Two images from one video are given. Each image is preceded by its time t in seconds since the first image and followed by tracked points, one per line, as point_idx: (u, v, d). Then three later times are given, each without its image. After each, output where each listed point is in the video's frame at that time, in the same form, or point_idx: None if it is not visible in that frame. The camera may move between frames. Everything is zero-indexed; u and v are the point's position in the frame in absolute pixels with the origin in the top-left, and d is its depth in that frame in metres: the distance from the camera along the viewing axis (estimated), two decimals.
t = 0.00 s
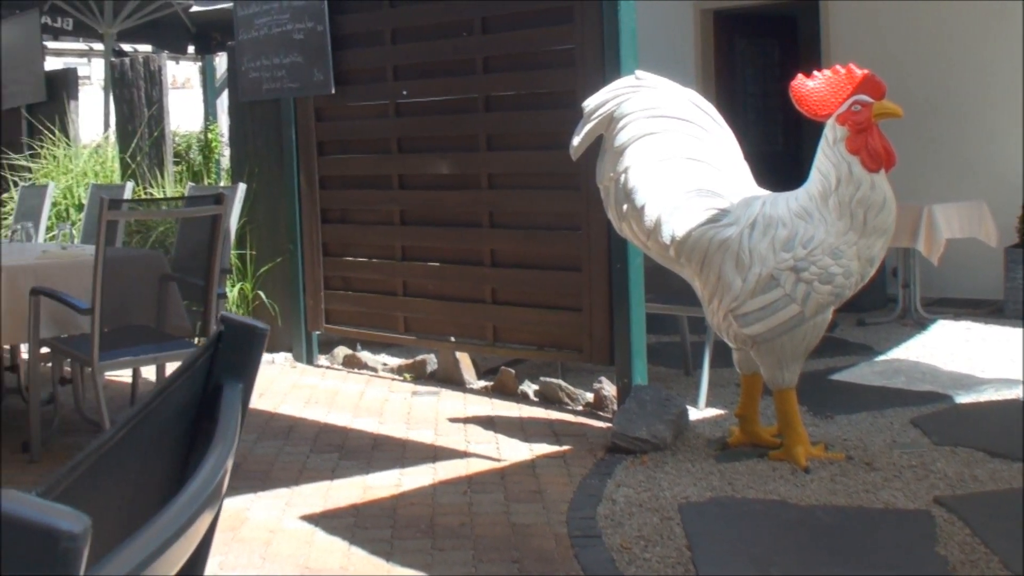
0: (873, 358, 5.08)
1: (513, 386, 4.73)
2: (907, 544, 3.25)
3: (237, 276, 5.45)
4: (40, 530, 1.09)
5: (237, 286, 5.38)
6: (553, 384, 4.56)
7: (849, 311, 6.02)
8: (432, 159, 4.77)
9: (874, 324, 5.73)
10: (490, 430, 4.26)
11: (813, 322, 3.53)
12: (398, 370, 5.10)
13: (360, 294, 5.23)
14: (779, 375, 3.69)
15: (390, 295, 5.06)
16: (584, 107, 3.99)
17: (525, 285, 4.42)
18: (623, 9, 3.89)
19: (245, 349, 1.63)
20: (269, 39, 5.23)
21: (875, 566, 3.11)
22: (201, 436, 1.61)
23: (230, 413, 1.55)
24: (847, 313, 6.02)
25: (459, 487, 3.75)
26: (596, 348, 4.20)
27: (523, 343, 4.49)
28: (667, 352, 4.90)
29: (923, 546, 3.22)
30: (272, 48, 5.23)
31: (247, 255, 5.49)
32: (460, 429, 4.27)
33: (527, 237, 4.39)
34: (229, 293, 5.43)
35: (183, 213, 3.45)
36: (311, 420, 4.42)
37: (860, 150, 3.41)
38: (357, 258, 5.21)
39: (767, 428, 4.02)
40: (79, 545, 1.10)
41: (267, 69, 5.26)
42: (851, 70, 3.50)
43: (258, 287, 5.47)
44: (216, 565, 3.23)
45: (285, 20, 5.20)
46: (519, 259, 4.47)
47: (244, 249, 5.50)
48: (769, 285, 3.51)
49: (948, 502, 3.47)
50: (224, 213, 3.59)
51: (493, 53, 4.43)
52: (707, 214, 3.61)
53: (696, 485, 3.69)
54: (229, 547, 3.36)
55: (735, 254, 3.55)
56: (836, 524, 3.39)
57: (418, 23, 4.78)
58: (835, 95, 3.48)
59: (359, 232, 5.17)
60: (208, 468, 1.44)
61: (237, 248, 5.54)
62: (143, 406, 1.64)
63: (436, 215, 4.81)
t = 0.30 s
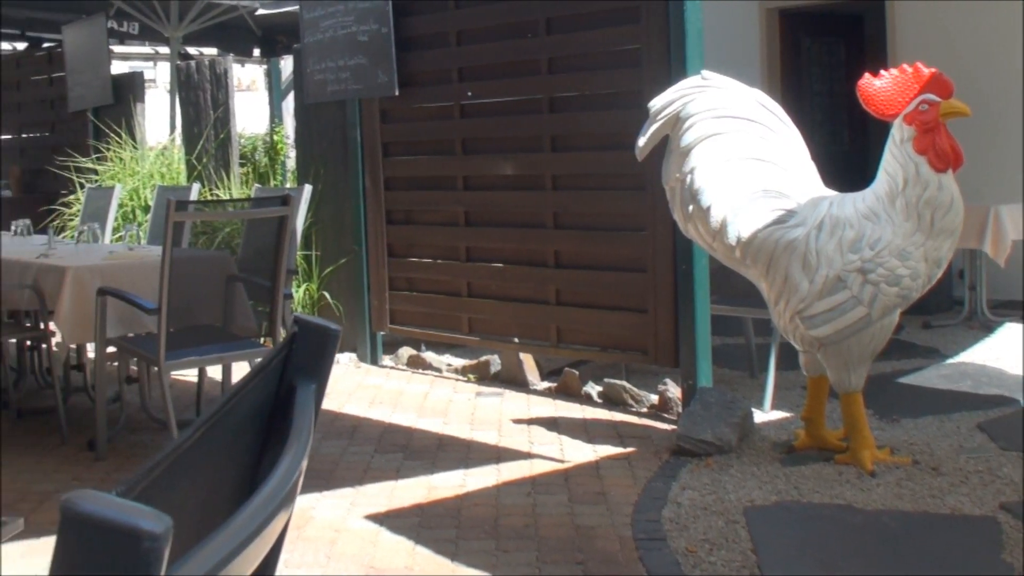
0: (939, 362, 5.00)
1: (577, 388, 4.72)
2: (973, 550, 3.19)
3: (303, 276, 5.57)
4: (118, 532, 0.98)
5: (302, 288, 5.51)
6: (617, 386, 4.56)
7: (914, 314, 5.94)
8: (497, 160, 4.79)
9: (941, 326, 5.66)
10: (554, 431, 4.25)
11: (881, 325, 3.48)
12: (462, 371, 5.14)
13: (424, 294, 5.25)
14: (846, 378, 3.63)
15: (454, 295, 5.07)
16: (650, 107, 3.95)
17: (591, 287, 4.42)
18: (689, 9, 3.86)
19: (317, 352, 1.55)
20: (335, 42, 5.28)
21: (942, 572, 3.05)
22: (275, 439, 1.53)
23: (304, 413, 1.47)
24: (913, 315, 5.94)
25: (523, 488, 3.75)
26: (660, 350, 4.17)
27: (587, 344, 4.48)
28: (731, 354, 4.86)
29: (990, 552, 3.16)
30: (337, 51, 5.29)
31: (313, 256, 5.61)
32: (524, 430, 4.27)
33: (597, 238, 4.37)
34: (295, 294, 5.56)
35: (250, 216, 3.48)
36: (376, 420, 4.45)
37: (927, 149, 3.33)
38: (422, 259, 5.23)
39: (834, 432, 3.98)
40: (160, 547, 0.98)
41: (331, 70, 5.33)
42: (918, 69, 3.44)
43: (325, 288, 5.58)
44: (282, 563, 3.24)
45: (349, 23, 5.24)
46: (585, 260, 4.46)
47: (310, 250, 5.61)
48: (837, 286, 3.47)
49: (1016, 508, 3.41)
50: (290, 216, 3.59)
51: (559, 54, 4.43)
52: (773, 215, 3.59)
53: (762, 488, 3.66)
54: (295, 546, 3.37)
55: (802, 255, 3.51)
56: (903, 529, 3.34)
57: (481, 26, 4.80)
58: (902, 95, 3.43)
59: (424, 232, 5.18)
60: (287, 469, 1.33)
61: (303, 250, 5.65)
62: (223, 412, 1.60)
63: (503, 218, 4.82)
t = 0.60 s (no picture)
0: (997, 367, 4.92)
1: (633, 389, 4.69)
2: None
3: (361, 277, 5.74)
4: (197, 540, 0.75)
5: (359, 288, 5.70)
6: (674, 387, 4.54)
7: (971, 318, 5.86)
8: (554, 161, 4.79)
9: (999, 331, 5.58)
10: (610, 433, 4.24)
11: (940, 329, 3.42)
12: (517, 371, 5.15)
13: (479, 295, 5.25)
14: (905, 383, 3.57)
15: (510, 296, 5.08)
16: (709, 108, 3.93)
17: (647, 288, 4.42)
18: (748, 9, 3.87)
19: (382, 349, 1.23)
20: (393, 43, 5.36)
21: None
22: (335, 454, 1.22)
23: (366, 417, 1.16)
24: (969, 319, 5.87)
25: (579, 489, 3.74)
26: (717, 352, 4.16)
27: (642, 345, 4.49)
28: (790, 357, 4.82)
29: None
30: (395, 52, 5.35)
31: (370, 256, 5.75)
32: (579, 431, 4.26)
33: (657, 240, 4.37)
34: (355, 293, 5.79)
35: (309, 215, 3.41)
36: (432, 420, 4.49)
37: (987, 150, 3.26)
38: (478, 260, 5.23)
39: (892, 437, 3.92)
40: (235, 548, 0.75)
41: (388, 71, 5.38)
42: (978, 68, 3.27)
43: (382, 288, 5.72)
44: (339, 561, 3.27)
45: (408, 24, 5.31)
46: (644, 261, 4.46)
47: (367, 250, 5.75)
48: (895, 290, 3.43)
49: None
50: (348, 216, 3.46)
51: (616, 54, 4.45)
52: (833, 217, 3.55)
53: (819, 493, 3.63)
54: (352, 544, 3.39)
55: (861, 258, 3.48)
56: (961, 536, 3.28)
57: (539, 26, 4.82)
58: (962, 96, 3.29)
59: (481, 233, 5.19)
60: (352, 470, 1.04)
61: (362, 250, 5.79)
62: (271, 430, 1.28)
63: (562, 218, 4.81)
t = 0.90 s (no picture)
0: None
1: (694, 392, 4.71)
2: None
3: (423, 276, 5.88)
4: (278, 537, 0.93)
5: (422, 288, 5.83)
6: (736, 391, 4.53)
7: None
8: (618, 163, 4.88)
9: None
10: (671, 436, 4.24)
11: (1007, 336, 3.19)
12: (577, 373, 5.23)
13: (541, 296, 5.34)
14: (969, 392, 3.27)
15: (571, 297, 5.18)
16: (773, 109, 4.01)
17: (710, 292, 4.50)
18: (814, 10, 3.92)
19: (450, 356, 1.42)
20: (455, 46, 5.48)
21: None
22: (411, 444, 1.44)
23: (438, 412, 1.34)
24: None
25: (639, 493, 3.73)
26: (778, 354, 4.24)
27: (705, 348, 4.57)
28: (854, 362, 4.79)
29: None
30: (459, 55, 5.46)
31: (432, 257, 5.88)
32: (640, 434, 4.26)
33: (723, 244, 4.43)
34: (415, 293, 5.90)
35: (369, 217, 3.42)
36: (492, 421, 4.51)
37: None
38: (540, 261, 5.31)
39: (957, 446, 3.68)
40: (319, 549, 0.92)
41: (451, 74, 5.51)
42: None
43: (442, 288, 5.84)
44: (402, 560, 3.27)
45: (472, 27, 5.42)
46: (708, 264, 4.54)
47: (429, 251, 5.87)
48: (960, 294, 3.31)
49: None
50: (411, 218, 3.48)
51: (681, 56, 4.52)
52: (897, 220, 3.55)
53: (880, 499, 3.54)
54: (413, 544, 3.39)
55: (925, 263, 3.43)
56: None
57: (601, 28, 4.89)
58: None
59: (542, 235, 5.28)
60: (427, 470, 1.18)
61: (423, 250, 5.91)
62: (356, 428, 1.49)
63: (624, 220, 4.90)
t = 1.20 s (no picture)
0: None
1: (739, 394, 4.73)
2: None
3: (467, 278, 6.03)
4: (337, 540, 0.89)
5: (466, 290, 5.98)
6: (781, 393, 4.55)
7: None
8: (663, 165, 4.92)
9: None
10: (717, 438, 4.24)
11: None
12: (621, 375, 5.31)
13: (585, 297, 5.42)
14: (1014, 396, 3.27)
15: (616, 300, 5.23)
16: (820, 111, 4.02)
17: (753, 294, 4.55)
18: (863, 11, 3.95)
19: (501, 358, 1.44)
20: (502, 47, 5.56)
21: None
22: (461, 447, 1.45)
23: (490, 414, 1.35)
24: None
25: (683, 495, 3.73)
26: (825, 359, 4.25)
27: (749, 351, 4.60)
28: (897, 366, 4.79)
29: None
30: (506, 55, 5.54)
31: (477, 257, 6.03)
32: (685, 436, 4.28)
33: (766, 245, 4.47)
34: (460, 295, 6.04)
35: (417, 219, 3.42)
36: (536, 422, 4.56)
37: None
38: (584, 262, 5.40)
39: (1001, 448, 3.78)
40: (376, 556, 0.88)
41: (498, 75, 5.59)
42: None
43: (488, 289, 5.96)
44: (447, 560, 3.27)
45: (518, 27, 5.49)
46: (753, 266, 4.57)
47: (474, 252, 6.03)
48: (1005, 298, 3.18)
49: None
50: (456, 219, 3.48)
51: (727, 56, 4.55)
52: (944, 222, 3.47)
53: (926, 505, 3.54)
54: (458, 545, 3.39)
55: (973, 265, 3.28)
56: None
57: (648, 27, 4.93)
58: None
59: (586, 236, 5.36)
60: (477, 474, 1.16)
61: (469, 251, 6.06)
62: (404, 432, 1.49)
63: (670, 220, 4.94)
